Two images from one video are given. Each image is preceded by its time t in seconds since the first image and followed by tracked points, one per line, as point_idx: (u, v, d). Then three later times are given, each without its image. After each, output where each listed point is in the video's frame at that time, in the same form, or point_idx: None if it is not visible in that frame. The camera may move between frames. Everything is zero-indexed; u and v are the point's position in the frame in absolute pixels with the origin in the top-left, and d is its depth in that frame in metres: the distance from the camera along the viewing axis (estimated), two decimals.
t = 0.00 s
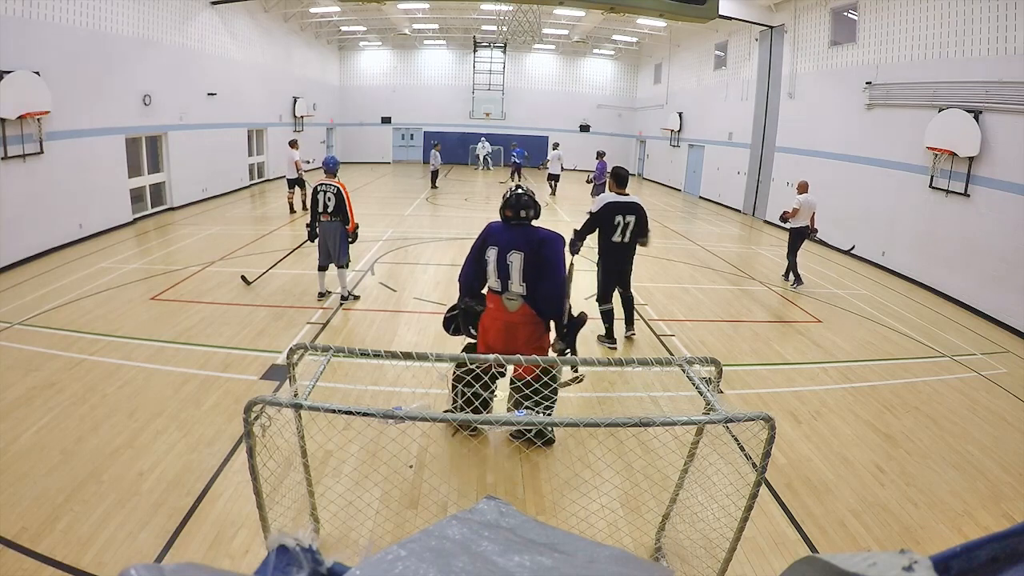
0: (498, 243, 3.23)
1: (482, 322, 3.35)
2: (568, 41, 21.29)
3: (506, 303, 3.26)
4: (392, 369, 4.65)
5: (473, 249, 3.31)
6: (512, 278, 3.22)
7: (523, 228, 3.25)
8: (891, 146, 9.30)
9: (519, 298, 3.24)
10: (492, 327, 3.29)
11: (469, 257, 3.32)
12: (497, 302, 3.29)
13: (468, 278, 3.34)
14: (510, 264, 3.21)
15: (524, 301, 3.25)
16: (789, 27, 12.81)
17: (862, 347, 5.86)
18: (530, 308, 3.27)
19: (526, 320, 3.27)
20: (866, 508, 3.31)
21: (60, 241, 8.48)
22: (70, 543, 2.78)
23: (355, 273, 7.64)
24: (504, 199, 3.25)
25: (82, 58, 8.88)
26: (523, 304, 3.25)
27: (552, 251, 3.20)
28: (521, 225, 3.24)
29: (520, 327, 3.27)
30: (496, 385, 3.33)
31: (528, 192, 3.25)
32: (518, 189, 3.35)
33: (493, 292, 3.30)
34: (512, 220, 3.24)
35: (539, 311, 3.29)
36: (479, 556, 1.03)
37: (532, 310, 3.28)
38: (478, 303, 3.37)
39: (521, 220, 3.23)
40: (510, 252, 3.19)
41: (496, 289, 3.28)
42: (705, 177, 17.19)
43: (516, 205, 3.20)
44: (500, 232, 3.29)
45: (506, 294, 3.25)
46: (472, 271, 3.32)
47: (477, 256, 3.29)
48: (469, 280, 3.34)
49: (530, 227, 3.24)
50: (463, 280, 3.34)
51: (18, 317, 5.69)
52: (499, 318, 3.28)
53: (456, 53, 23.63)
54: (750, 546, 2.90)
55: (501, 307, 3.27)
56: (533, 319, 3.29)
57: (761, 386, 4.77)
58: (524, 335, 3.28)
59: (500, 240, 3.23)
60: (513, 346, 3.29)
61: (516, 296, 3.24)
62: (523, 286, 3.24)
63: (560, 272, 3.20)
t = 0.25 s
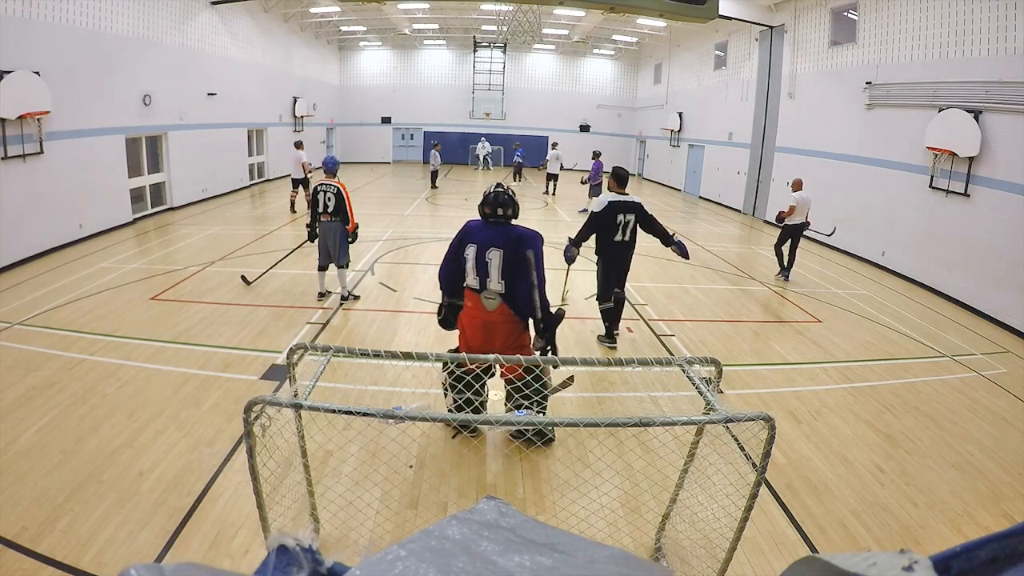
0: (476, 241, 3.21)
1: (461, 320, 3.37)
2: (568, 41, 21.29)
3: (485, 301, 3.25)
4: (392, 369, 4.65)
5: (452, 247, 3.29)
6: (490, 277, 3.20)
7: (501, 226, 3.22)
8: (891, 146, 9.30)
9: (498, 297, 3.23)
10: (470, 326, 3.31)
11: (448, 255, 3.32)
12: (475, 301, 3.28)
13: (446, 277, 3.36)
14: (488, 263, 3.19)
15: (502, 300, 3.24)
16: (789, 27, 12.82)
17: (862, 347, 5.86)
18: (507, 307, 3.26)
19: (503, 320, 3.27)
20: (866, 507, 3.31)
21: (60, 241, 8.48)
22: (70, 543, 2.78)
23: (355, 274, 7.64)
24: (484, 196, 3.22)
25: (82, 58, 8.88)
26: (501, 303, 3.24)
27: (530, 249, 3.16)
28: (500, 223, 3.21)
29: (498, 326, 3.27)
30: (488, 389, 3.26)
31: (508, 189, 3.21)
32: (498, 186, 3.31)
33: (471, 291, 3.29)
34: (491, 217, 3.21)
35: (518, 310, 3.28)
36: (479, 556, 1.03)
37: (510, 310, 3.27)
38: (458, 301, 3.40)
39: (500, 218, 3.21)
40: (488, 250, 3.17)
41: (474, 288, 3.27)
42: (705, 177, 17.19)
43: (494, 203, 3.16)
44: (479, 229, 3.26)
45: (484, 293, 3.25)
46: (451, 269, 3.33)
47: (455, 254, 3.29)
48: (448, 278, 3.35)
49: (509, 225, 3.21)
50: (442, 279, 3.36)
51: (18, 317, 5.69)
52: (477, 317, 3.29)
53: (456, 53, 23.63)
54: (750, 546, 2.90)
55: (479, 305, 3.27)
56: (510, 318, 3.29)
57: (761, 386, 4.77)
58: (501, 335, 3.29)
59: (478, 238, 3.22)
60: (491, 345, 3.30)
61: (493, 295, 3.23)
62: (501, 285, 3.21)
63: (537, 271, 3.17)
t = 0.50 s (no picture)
0: (460, 242, 3.22)
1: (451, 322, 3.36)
2: (568, 41, 21.29)
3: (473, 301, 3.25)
4: (392, 369, 4.65)
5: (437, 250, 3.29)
6: (475, 277, 3.18)
7: (485, 225, 3.23)
8: (891, 146, 9.30)
9: (486, 296, 3.22)
10: (460, 327, 3.31)
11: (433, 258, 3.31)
12: (464, 301, 3.28)
13: (432, 280, 3.33)
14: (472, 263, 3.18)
15: (490, 300, 3.23)
16: (789, 27, 12.82)
17: (862, 347, 5.86)
18: (495, 307, 3.25)
19: (492, 320, 3.26)
20: (866, 507, 3.31)
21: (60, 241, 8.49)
22: (70, 543, 2.78)
23: (355, 274, 7.64)
24: (467, 195, 3.23)
25: (82, 58, 8.88)
26: (489, 303, 3.23)
27: (514, 248, 3.16)
28: (484, 222, 3.22)
29: (488, 325, 3.27)
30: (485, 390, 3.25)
31: (490, 188, 3.23)
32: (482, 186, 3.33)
33: (459, 292, 3.29)
34: (474, 217, 3.23)
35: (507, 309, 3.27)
36: (479, 556, 1.03)
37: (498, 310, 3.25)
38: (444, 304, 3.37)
39: (484, 217, 3.23)
40: (472, 250, 3.16)
41: (462, 289, 3.26)
42: (705, 177, 17.19)
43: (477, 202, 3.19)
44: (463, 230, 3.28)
45: (472, 293, 3.24)
46: (437, 271, 3.32)
47: (440, 256, 3.29)
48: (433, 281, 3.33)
49: (492, 224, 3.22)
50: (427, 282, 3.34)
51: (18, 317, 5.69)
52: (466, 318, 3.29)
53: (456, 53, 23.63)
54: (750, 546, 2.90)
55: (468, 306, 3.27)
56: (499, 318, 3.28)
57: (761, 386, 4.77)
58: (491, 334, 3.29)
59: (462, 239, 3.22)
60: (481, 346, 3.30)
61: (481, 295, 3.22)
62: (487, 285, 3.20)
63: (521, 269, 3.15)
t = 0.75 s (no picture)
0: (454, 243, 3.19)
1: (450, 322, 3.39)
2: (568, 41, 21.29)
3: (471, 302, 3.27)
4: (392, 369, 4.65)
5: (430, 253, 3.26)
6: (472, 278, 3.20)
7: (479, 225, 3.23)
8: (891, 146, 9.30)
9: (484, 297, 3.25)
10: (458, 327, 3.33)
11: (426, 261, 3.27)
12: (462, 302, 3.31)
13: (425, 285, 3.24)
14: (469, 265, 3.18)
15: (487, 300, 3.26)
16: (789, 27, 12.82)
17: (862, 347, 5.86)
18: (493, 306, 3.27)
19: (490, 319, 3.29)
20: (866, 507, 3.31)
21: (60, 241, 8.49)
22: (70, 543, 2.78)
23: (355, 274, 7.63)
24: (458, 196, 3.22)
25: (82, 58, 8.88)
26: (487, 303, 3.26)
27: (509, 247, 3.15)
28: (476, 222, 3.22)
29: (486, 325, 3.30)
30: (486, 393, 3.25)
31: (482, 187, 3.22)
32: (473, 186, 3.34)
33: (456, 293, 3.31)
34: (466, 217, 3.23)
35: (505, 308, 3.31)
36: (479, 556, 1.03)
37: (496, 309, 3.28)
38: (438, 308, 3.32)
39: (477, 216, 3.22)
40: (467, 251, 3.15)
41: (458, 290, 3.27)
42: (705, 177, 17.19)
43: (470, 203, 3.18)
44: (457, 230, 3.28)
45: (470, 294, 3.26)
46: (431, 276, 3.24)
47: (433, 260, 3.24)
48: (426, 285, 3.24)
49: (486, 223, 3.23)
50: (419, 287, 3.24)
51: (18, 317, 5.69)
52: (465, 318, 3.31)
53: (456, 53, 23.64)
54: (750, 546, 2.90)
55: (466, 306, 3.30)
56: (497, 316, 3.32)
57: (761, 386, 4.77)
58: (489, 334, 3.32)
59: (456, 240, 3.20)
60: (480, 346, 3.32)
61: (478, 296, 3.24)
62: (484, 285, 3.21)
63: (518, 268, 3.16)
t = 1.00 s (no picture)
0: (454, 245, 3.18)
1: (450, 323, 3.38)
2: (568, 41, 21.28)
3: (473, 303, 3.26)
4: (391, 370, 4.64)
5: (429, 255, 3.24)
6: (475, 278, 3.20)
7: (477, 224, 3.20)
8: (891, 146, 9.30)
9: (486, 297, 3.25)
10: (460, 328, 3.32)
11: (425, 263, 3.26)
12: (463, 303, 3.30)
13: (426, 286, 3.25)
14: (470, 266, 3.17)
15: (489, 300, 3.26)
16: (789, 27, 12.82)
17: (862, 347, 5.86)
18: (495, 306, 3.28)
19: (493, 319, 3.30)
20: (866, 507, 3.31)
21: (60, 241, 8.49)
22: (70, 543, 2.78)
23: (355, 274, 7.63)
24: (455, 196, 3.19)
25: (82, 58, 8.88)
26: (489, 302, 3.26)
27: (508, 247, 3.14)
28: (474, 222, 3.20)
29: (489, 325, 3.30)
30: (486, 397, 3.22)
31: (479, 186, 3.19)
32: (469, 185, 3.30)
33: (457, 294, 3.30)
34: (464, 218, 3.20)
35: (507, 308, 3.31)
36: (480, 556, 1.03)
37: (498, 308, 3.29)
38: (437, 310, 3.32)
39: (475, 216, 3.19)
40: (468, 252, 3.15)
41: (460, 291, 3.26)
42: (705, 177, 17.19)
43: (468, 203, 3.15)
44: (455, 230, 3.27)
45: (472, 295, 3.26)
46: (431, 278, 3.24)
47: (433, 262, 3.23)
48: (426, 287, 3.25)
49: (484, 222, 3.20)
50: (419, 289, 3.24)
51: (18, 317, 5.69)
52: (467, 319, 3.30)
53: (456, 53, 23.64)
54: (750, 546, 2.90)
55: (467, 307, 3.29)
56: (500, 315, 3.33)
57: (761, 387, 4.77)
58: (492, 334, 3.31)
59: (455, 241, 3.19)
60: (482, 346, 3.32)
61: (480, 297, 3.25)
62: (486, 285, 3.23)
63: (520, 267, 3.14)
